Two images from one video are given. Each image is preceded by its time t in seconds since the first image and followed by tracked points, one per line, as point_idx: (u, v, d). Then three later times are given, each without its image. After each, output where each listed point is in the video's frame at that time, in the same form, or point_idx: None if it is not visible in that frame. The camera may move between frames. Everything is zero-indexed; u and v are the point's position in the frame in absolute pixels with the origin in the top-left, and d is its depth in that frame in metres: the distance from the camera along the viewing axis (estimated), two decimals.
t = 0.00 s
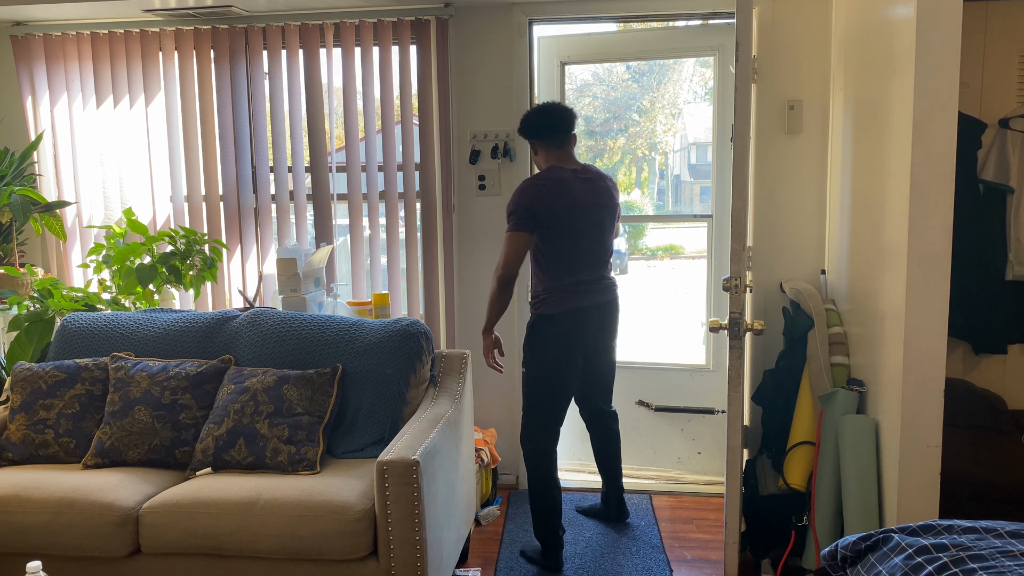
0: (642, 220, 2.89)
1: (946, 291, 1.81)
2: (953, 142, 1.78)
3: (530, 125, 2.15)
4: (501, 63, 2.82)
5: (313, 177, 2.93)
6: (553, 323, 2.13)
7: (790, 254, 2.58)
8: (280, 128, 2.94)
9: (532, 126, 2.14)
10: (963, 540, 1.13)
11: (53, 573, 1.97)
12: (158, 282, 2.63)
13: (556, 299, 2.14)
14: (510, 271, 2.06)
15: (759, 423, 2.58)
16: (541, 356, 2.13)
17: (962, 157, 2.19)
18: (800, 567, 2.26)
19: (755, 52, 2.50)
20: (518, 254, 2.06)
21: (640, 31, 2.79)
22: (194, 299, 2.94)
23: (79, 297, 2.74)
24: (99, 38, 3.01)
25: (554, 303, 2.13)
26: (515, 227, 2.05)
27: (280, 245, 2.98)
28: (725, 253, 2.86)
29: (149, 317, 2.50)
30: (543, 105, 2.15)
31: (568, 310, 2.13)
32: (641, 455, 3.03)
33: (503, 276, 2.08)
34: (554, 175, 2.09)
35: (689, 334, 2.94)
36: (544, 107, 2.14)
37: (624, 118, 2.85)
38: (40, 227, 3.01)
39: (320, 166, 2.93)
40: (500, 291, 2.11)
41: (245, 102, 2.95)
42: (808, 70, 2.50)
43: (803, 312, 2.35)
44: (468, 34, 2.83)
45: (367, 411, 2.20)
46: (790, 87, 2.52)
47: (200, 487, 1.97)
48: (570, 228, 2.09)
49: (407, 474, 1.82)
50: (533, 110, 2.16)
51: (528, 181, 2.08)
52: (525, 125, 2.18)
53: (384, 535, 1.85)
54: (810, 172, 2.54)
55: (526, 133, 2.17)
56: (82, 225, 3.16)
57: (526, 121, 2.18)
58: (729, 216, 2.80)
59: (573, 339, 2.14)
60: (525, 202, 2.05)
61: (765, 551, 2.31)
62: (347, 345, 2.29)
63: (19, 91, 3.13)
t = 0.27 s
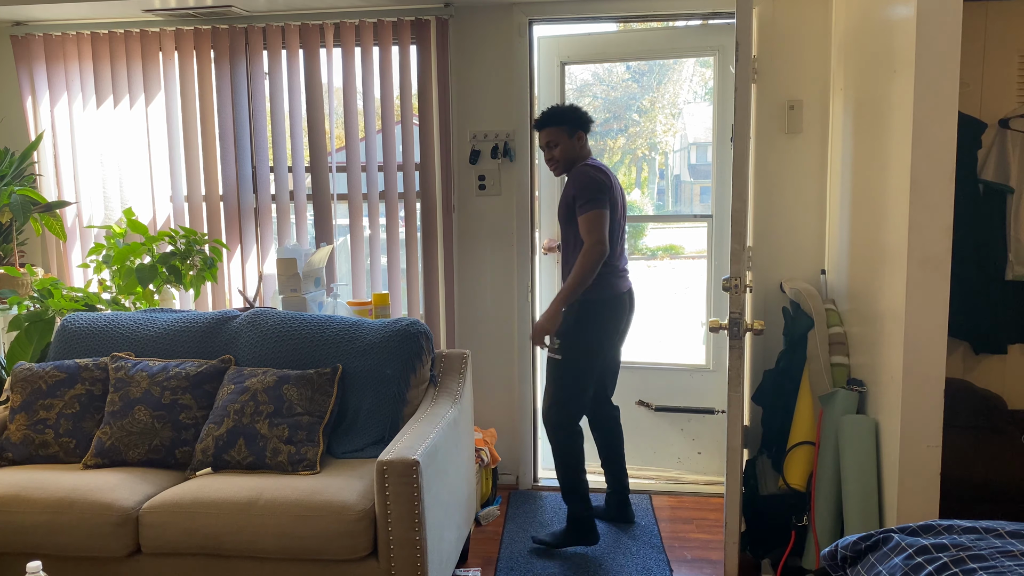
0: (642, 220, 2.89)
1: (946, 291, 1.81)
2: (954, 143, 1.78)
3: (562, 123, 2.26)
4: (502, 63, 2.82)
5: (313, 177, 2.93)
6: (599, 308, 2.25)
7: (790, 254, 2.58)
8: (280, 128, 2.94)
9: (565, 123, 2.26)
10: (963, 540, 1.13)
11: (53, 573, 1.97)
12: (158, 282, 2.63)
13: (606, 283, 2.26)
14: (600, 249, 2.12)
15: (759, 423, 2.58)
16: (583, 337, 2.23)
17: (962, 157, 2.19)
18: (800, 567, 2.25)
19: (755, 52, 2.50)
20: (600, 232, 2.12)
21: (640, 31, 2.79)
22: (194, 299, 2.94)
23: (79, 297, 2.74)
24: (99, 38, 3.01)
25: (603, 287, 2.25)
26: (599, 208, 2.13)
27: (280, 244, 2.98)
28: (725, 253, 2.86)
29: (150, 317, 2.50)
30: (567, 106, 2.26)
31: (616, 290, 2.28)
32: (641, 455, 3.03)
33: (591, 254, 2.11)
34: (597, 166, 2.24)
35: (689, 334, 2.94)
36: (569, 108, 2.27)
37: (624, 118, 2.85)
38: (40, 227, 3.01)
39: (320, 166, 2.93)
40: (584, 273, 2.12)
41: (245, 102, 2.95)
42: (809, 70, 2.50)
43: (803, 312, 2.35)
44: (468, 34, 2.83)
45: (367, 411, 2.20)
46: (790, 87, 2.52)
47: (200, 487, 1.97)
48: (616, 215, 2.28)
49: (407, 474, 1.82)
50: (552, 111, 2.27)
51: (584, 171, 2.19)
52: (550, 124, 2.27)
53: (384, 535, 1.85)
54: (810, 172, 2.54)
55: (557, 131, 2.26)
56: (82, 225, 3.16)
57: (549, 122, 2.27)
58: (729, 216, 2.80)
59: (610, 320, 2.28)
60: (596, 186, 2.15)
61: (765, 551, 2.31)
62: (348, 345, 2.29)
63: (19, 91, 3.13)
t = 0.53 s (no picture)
0: (642, 220, 2.89)
1: (947, 291, 1.81)
2: (954, 143, 1.78)
3: (574, 120, 2.28)
4: (502, 63, 2.82)
5: (313, 177, 2.93)
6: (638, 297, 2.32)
7: (790, 254, 2.58)
8: (280, 128, 2.94)
9: (578, 120, 2.28)
10: (963, 540, 1.13)
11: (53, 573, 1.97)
12: (158, 282, 2.63)
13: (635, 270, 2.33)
14: (639, 241, 2.16)
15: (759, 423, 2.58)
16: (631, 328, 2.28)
17: (962, 157, 2.20)
18: (800, 567, 2.25)
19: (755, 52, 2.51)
20: (635, 225, 2.17)
21: (640, 31, 2.79)
22: (194, 299, 2.94)
23: (79, 297, 2.74)
24: (99, 38, 3.01)
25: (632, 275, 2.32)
26: (629, 202, 2.17)
27: (280, 244, 2.98)
28: (725, 253, 2.86)
29: (149, 317, 2.50)
30: (576, 104, 2.28)
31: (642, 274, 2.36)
32: (641, 455, 3.02)
33: (635, 248, 2.15)
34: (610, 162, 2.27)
35: (689, 334, 2.94)
36: (579, 105, 2.28)
37: (624, 118, 2.85)
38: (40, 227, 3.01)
39: (320, 166, 2.93)
40: (635, 268, 2.15)
41: (245, 102, 2.95)
42: (809, 70, 2.50)
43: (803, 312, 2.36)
44: (468, 34, 2.83)
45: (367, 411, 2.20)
46: (790, 87, 2.52)
47: (201, 487, 1.97)
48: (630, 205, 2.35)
49: (407, 474, 1.82)
50: (562, 109, 2.28)
51: (607, 168, 2.22)
52: (563, 122, 2.28)
53: (384, 535, 1.85)
54: (810, 172, 2.54)
55: (570, 129, 2.28)
56: (82, 225, 3.16)
57: (561, 119, 2.28)
58: (729, 216, 2.80)
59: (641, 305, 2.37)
60: (623, 180, 2.20)
61: (765, 551, 2.31)
62: (348, 345, 2.29)
63: (19, 91, 3.13)
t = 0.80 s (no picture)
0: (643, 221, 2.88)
1: (947, 291, 1.81)
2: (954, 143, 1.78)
3: (586, 120, 2.27)
4: (502, 63, 2.82)
5: (313, 177, 2.93)
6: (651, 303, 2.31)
7: (790, 254, 2.58)
8: (280, 128, 2.94)
9: (590, 119, 2.27)
10: (963, 540, 1.13)
11: (53, 573, 1.97)
12: (158, 282, 2.63)
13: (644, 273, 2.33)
14: (658, 248, 2.14)
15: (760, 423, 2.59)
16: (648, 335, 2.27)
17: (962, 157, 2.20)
18: (800, 567, 2.24)
19: (755, 52, 2.51)
20: (654, 233, 2.15)
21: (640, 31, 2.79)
22: (194, 299, 2.94)
23: (79, 297, 2.75)
24: (99, 38, 3.01)
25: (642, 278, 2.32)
26: (649, 209, 2.16)
27: (280, 244, 2.98)
28: (725, 253, 2.86)
29: (150, 317, 2.50)
30: (587, 102, 2.27)
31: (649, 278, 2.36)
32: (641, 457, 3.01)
33: (653, 255, 2.14)
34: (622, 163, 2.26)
35: (689, 334, 2.94)
36: (590, 103, 2.27)
37: (624, 118, 2.83)
38: (40, 227, 3.01)
39: (320, 166, 2.93)
40: (652, 277, 2.14)
41: (245, 102, 2.95)
42: (809, 70, 2.50)
43: (804, 312, 2.37)
44: (468, 34, 2.82)
45: (367, 412, 2.20)
46: (790, 88, 2.52)
47: (201, 487, 1.97)
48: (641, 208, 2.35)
49: (407, 474, 1.82)
50: (574, 107, 2.27)
51: (624, 172, 2.20)
52: (576, 121, 2.27)
53: (384, 535, 1.85)
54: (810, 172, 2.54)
55: (583, 128, 2.27)
56: (82, 225, 3.16)
57: (574, 118, 2.27)
58: (729, 216, 2.80)
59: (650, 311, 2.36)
60: (641, 187, 2.18)
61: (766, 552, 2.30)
62: (348, 345, 2.29)
63: (19, 91, 3.13)
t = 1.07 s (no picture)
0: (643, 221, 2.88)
1: (946, 291, 1.81)
2: (954, 143, 1.78)
3: (605, 121, 2.28)
4: (502, 63, 2.82)
5: (313, 177, 2.94)
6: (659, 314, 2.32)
7: (790, 254, 2.58)
8: (280, 128, 2.94)
9: (608, 120, 2.28)
10: (963, 540, 1.13)
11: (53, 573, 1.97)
12: (158, 282, 2.63)
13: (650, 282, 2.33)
14: (670, 260, 2.16)
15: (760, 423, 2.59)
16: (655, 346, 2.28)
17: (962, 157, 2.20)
18: (800, 567, 2.24)
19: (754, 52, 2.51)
20: (666, 245, 2.17)
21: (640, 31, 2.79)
22: (194, 299, 2.94)
23: (78, 297, 2.74)
24: (99, 38, 3.01)
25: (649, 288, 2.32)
26: (662, 220, 2.18)
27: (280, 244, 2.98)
28: (725, 253, 2.86)
29: (150, 317, 2.50)
30: (608, 103, 2.28)
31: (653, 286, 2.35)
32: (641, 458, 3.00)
33: (665, 266, 2.15)
34: (637, 167, 2.26)
35: (689, 334, 2.94)
36: (610, 104, 2.29)
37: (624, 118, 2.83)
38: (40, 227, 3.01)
39: (320, 166, 2.93)
40: (663, 290, 2.15)
41: (245, 102, 2.95)
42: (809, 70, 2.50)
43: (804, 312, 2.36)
44: (468, 34, 2.82)
45: (367, 412, 2.20)
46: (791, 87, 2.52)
47: (201, 487, 1.97)
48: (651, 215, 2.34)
49: (408, 474, 1.82)
50: (593, 107, 2.28)
51: (637, 179, 2.21)
52: (594, 121, 2.28)
53: (384, 535, 1.85)
54: (810, 172, 2.54)
55: (600, 129, 2.27)
56: (82, 225, 3.16)
57: (592, 118, 2.27)
58: (729, 215, 2.80)
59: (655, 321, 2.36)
60: (655, 199, 2.20)
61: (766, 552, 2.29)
62: (348, 345, 2.29)
63: (19, 91, 3.13)
